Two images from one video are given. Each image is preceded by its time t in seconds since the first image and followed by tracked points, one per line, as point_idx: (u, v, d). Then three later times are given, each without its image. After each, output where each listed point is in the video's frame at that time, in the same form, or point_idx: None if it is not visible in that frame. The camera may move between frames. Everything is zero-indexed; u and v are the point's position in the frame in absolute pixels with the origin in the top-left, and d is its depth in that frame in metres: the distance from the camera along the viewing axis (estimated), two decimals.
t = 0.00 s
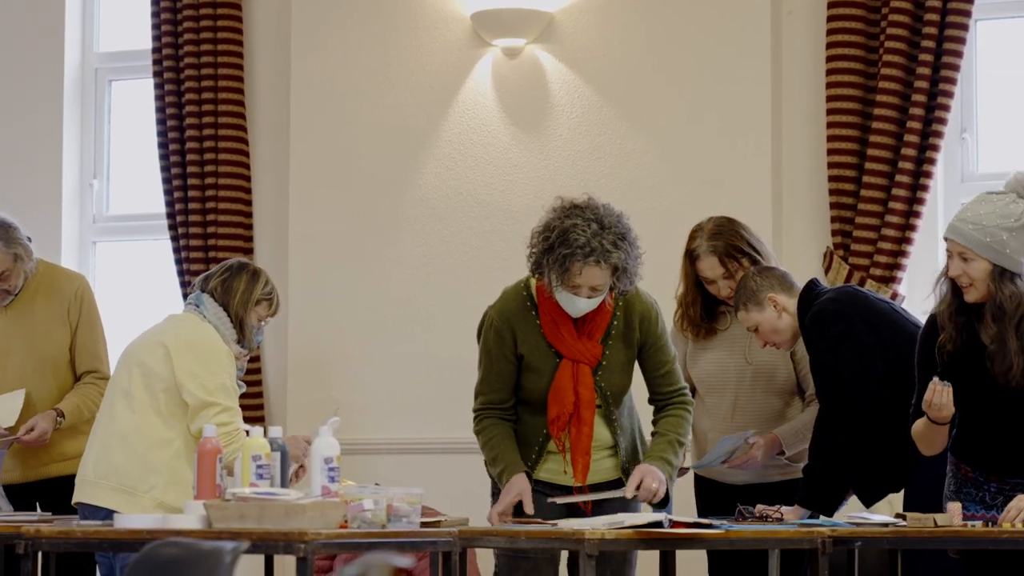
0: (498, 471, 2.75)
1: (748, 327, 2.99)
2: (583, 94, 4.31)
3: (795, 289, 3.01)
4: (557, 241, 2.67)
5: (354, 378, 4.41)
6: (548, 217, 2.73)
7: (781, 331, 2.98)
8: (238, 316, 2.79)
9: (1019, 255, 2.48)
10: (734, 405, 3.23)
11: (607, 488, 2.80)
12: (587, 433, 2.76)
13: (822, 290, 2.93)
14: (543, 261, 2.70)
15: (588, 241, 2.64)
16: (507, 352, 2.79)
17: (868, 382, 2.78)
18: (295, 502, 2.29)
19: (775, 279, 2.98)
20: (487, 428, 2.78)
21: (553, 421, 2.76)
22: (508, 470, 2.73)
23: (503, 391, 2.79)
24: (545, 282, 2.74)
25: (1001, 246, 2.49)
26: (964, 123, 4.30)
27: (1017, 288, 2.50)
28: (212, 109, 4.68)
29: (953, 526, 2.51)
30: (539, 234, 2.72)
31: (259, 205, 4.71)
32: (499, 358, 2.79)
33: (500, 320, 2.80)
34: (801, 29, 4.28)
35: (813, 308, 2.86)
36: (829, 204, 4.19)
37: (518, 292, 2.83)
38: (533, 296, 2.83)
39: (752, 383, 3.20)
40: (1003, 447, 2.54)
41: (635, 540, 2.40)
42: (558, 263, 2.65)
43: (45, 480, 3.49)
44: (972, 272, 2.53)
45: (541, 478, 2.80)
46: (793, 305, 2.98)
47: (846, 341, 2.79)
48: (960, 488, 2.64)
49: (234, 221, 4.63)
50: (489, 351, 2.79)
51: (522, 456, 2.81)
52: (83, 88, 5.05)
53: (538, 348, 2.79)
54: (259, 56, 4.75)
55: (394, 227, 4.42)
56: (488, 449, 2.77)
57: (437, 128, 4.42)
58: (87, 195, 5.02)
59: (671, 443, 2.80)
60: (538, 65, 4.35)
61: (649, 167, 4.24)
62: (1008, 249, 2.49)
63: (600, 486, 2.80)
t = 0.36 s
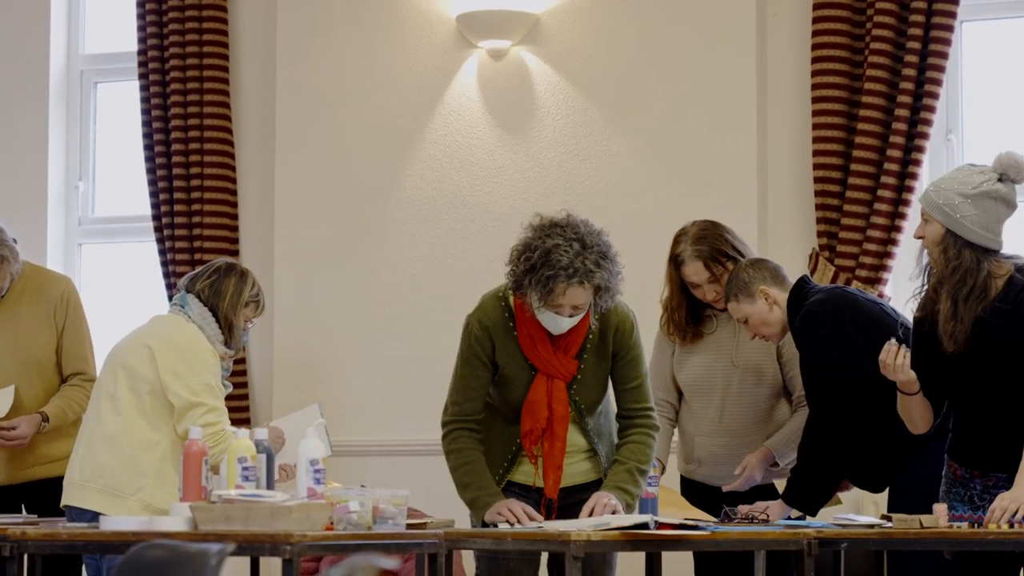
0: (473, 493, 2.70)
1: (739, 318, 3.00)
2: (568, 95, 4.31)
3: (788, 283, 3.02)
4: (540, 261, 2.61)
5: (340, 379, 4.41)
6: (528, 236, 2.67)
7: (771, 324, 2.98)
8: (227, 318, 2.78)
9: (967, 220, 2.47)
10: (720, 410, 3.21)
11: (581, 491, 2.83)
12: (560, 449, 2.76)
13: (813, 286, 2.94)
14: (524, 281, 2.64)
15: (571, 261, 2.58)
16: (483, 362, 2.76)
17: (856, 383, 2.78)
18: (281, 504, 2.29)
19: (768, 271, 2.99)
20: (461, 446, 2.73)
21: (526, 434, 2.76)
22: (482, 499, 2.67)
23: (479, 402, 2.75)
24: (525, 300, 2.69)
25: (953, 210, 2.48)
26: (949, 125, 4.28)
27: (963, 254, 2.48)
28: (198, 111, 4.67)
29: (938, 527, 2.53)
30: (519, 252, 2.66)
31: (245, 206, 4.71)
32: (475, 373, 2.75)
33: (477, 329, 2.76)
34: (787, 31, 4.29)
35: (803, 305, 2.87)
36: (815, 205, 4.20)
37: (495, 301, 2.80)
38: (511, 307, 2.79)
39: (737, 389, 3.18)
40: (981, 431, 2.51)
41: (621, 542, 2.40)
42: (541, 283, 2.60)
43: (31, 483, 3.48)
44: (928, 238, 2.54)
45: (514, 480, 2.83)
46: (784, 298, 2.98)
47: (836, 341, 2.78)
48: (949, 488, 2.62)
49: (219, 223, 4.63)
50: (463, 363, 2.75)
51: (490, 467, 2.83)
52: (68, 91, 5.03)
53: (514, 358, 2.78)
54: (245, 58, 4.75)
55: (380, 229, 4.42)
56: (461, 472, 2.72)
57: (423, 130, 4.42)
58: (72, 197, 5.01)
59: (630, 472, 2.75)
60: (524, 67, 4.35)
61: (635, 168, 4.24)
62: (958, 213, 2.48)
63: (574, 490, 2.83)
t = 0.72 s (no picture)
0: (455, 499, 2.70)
1: (729, 314, 2.97)
2: (555, 98, 4.31)
3: (780, 281, 3.00)
4: (524, 273, 2.60)
5: (328, 381, 4.41)
6: (512, 247, 2.67)
7: (764, 319, 2.96)
8: (212, 318, 2.79)
9: (954, 209, 2.44)
10: (709, 411, 3.21)
11: (559, 493, 2.85)
12: (539, 456, 2.77)
13: (804, 285, 2.92)
14: (509, 292, 2.63)
15: (555, 273, 2.57)
16: (462, 367, 2.75)
17: (851, 380, 2.76)
18: (267, 506, 2.29)
19: (761, 268, 2.97)
20: (442, 452, 2.73)
21: (505, 441, 2.77)
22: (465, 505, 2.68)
23: (458, 408, 2.75)
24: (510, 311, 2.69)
25: (942, 198, 2.46)
26: (937, 126, 4.29)
27: (947, 243, 2.46)
28: (184, 114, 4.66)
29: (924, 530, 2.54)
30: (503, 263, 2.66)
31: (232, 208, 4.71)
32: (454, 378, 2.75)
33: (457, 336, 2.75)
34: (773, 33, 4.30)
35: (798, 301, 2.87)
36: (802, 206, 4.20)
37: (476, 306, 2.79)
38: (490, 314, 2.78)
39: (725, 391, 3.18)
40: (960, 429, 2.48)
41: (608, 544, 2.41)
42: (526, 295, 2.59)
43: (16, 485, 3.47)
44: (915, 227, 2.51)
45: (494, 482, 2.83)
46: (777, 295, 2.96)
47: (837, 338, 2.78)
48: (940, 490, 2.57)
49: (206, 225, 4.62)
50: (443, 368, 2.74)
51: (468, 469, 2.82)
52: (55, 93, 5.03)
53: (493, 363, 2.77)
54: (231, 59, 4.74)
55: (367, 231, 4.42)
56: (443, 479, 2.71)
57: (410, 133, 4.42)
58: (59, 199, 5.00)
59: (606, 477, 2.78)
60: (510, 69, 4.36)
61: (621, 170, 4.25)
62: (946, 202, 2.46)
63: (553, 492, 2.84)
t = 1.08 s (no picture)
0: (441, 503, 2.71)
1: (714, 316, 2.98)
2: (541, 98, 4.32)
3: (765, 282, 3.00)
4: (514, 280, 2.60)
5: (315, 381, 4.41)
6: (499, 254, 2.66)
7: (749, 321, 2.97)
8: (198, 318, 2.79)
9: (946, 209, 2.45)
10: (696, 410, 3.22)
11: (541, 494, 2.86)
12: (523, 460, 2.78)
13: (791, 286, 2.92)
14: (498, 299, 2.63)
15: (545, 280, 2.57)
16: (446, 370, 2.75)
17: (841, 382, 2.76)
18: (254, 506, 2.29)
19: (746, 270, 2.98)
20: (429, 455, 2.73)
21: (488, 445, 2.78)
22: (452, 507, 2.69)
23: (443, 410, 2.75)
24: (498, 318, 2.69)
25: (935, 199, 2.47)
26: (923, 126, 4.31)
27: (941, 244, 2.46)
28: (171, 114, 4.66)
29: (911, 530, 2.55)
30: (492, 270, 2.65)
31: (218, 208, 4.70)
32: (438, 381, 2.74)
33: (442, 339, 2.74)
34: (759, 32, 4.31)
35: (787, 302, 2.87)
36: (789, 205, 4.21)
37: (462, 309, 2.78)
38: (475, 319, 2.77)
39: (712, 389, 3.19)
40: (953, 427, 2.48)
41: (594, 545, 2.41)
42: (516, 302, 2.59)
43: (3, 487, 3.46)
44: (906, 227, 2.52)
45: (477, 483, 2.84)
46: (762, 296, 2.97)
47: (825, 339, 2.78)
48: (928, 488, 2.59)
49: (192, 226, 4.62)
50: (427, 371, 2.74)
51: (453, 467, 2.83)
52: (42, 93, 5.02)
53: (479, 366, 2.77)
54: (218, 59, 4.74)
55: (353, 231, 4.42)
56: (430, 482, 2.72)
57: (397, 133, 4.43)
58: (46, 200, 5.00)
59: (590, 480, 2.78)
60: (497, 69, 4.36)
61: (608, 170, 4.25)
62: (939, 202, 2.46)
63: (535, 492, 2.85)
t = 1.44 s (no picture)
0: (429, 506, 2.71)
1: (703, 316, 2.99)
2: (529, 99, 4.33)
3: (753, 282, 3.01)
4: (503, 285, 2.60)
5: (303, 383, 4.41)
6: (488, 259, 2.66)
7: (737, 322, 2.98)
8: (190, 322, 2.79)
9: (974, 211, 2.45)
10: (683, 411, 3.22)
11: (525, 496, 2.85)
12: (509, 465, 2.79)
13: (779, 287, 2.93)
14: (487, 304, 2.63)
15: (535, 286, 2.58)
16: (434, 374, 2.75)
17: (828, 384, 2.77)
18: (242, 508, 2.29)
19: (733, 270, 2.98)
20: (417, 459, 2.73)
21: (475, 449, 2.79)
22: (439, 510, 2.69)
23: (431, 414, 2.75)
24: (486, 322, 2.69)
25: (959, 203, 2.46)
26: (911, 128, 4.32)
27: (973, 246, 2.47)
28: (159, 116, 4.65)
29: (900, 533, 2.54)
30: (481, 274, 2.65)
31: (206, 209, 4.70)
32: (426, 383, 2.74)
33: (429, 343, 2.74)
34: (747, 34, 4.31)
35: (775, 304, 2.87)
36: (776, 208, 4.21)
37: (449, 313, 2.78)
38: (463, 324, 2.77)
39: (698, 392, 3.20)
40: (954, 425, 2.50)
41: (582, 547, 2.42)
42: (505, 307, 2.59)
43: None
44: (930, 235, 2.49)
45: (463, 485, 2.84)
46: (750, 298, 2.98)
47: (814, 341, 2.79)
48: (921, 490, 2.59)
49: (180, 228, 4.61)
50: (415, 374, 2.74)
51: (440, 467, 2.83)
52: (29, 95, 5.02)
53: (466, 371, 2.77)
54: (206, 60, 4.73)
55: (341, 233, 4.42)
56: (419, 486, 2.72)
57: (385, 134, 4.43)
58: (34, 202, 4.99)
59: (582, 482, 2.80)
60: (485, 71, 4.36)
61: (596, 172, 4.25)
62: (964, 206, 2.46)
63: (521, 494, 2.84)
